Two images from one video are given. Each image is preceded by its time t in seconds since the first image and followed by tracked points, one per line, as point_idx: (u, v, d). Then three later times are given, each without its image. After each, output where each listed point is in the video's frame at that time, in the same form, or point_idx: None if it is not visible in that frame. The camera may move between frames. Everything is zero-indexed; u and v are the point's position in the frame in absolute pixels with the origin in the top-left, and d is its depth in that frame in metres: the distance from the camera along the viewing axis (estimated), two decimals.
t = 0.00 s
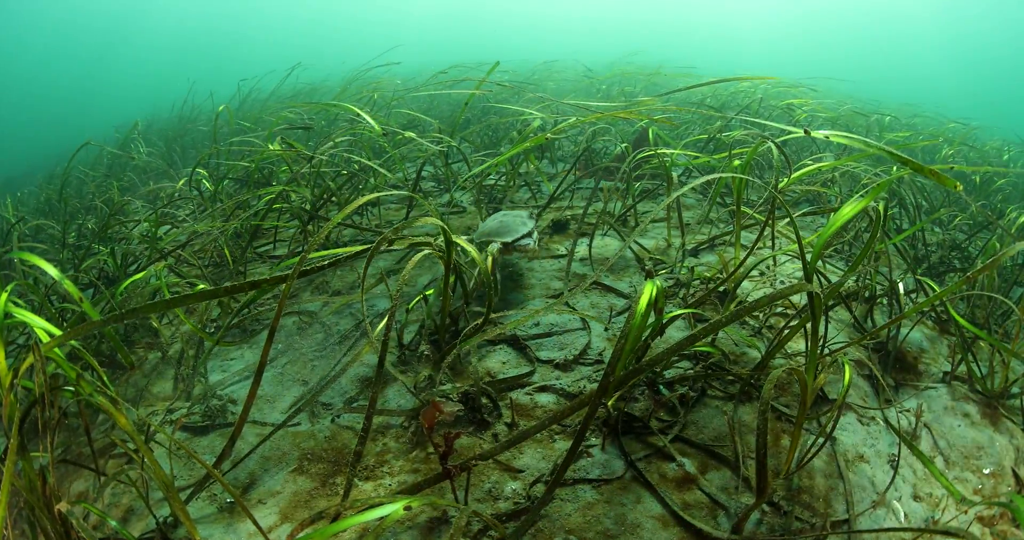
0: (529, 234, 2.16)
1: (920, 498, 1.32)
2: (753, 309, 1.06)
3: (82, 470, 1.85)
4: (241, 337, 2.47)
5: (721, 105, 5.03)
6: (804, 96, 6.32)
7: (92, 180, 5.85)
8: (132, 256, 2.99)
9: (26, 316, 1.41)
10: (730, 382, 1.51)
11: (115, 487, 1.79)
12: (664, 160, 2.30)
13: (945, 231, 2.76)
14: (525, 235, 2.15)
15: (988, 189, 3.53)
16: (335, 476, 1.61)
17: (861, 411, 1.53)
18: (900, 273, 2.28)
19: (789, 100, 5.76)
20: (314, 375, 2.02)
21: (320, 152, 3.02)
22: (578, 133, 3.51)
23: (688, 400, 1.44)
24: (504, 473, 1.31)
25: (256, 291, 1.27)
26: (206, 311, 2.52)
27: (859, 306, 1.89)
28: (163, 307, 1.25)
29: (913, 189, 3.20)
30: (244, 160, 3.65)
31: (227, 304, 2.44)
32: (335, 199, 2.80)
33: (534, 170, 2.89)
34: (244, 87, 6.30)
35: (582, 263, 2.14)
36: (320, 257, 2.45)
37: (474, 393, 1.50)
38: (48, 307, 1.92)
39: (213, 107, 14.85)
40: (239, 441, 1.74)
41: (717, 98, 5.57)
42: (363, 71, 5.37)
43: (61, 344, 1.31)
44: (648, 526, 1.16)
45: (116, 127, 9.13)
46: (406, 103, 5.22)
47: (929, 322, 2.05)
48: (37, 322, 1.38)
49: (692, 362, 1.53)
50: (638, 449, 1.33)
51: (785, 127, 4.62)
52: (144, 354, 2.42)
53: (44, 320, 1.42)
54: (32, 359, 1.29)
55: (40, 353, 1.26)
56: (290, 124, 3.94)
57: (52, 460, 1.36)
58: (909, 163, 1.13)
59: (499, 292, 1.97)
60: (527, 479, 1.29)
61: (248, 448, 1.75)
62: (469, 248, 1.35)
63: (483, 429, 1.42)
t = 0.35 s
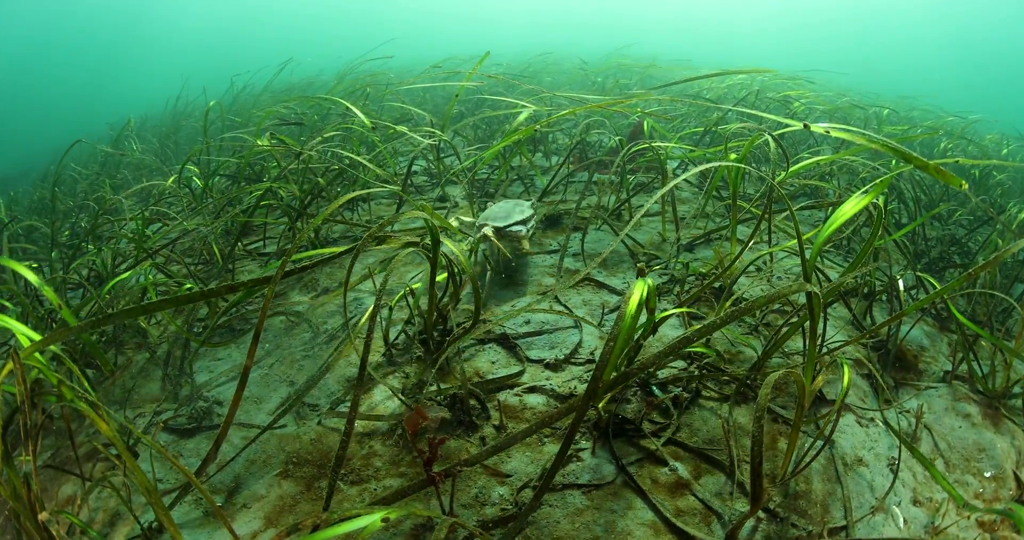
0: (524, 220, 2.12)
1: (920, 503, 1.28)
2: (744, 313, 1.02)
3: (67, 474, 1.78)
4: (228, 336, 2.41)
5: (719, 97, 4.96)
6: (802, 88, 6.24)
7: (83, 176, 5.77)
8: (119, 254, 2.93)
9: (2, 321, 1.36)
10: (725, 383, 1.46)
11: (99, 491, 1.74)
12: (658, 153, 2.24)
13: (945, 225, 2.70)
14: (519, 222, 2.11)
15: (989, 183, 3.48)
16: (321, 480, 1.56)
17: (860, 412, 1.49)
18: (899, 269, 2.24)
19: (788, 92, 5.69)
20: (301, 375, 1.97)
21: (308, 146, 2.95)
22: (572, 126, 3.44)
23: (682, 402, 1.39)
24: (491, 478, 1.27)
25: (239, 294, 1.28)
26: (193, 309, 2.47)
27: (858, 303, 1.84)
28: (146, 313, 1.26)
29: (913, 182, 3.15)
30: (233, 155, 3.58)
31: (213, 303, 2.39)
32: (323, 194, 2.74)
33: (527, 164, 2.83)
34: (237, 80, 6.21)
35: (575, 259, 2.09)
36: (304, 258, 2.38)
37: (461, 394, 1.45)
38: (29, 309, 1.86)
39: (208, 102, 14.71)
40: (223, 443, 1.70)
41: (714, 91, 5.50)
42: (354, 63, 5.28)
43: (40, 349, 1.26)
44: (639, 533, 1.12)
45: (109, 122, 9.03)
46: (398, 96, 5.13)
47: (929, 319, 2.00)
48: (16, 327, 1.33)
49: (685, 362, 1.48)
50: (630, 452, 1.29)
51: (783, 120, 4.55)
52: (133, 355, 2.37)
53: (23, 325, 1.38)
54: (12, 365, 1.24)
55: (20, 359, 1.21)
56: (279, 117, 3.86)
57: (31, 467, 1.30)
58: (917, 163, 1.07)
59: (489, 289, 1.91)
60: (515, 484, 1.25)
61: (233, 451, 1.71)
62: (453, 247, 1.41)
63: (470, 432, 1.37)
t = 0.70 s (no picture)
0: (519, 225, 2.08)
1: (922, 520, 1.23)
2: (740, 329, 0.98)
3: (47, 489, 1.73)
4: (216, 345, 2.36)
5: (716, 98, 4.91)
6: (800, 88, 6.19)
7: (76, 180, 5.72)
8: (106, 261, 2.88)
9: None
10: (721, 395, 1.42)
11: (80, 506, 1.69)
12: (654, 157, 2.19)
13: (946, 228, 2.66)
14: (514, 227, 2.08)
15: (989, 184, 3.43)
16: (305, 495, 1.52)
17: (861, 424, 1.44)
18: (899, 274, 2.19)
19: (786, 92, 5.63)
20: (287, 387, 1.92)
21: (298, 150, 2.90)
22: (567, 129, 3.39)
23: (676, 415, 1.35)
24: (478, 496, 1.22)
25: (216, 307, 1.21)
26: (180, 318, 2.42)
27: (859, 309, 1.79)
28: (119, 325, 1.16)
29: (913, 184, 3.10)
30: (224, 160, 3.53)
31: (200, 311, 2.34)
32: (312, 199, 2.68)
33: (520, 168, 2.78)
34: (231, 83, 6.16)
35: (568, 265, 2.04)
36: (291, 266, 2.32)
37: (448, 408, 1.40)
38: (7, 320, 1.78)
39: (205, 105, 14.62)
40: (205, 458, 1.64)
41: (712, 92, 5.45)
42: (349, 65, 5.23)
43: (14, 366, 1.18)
44: None
45: (104, 126, 8.97)
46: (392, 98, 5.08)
47: (930, 326, 1.95)
48: None
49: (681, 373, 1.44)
50: (622, 469, 1.24)
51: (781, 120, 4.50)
52: (119, 365, 2.32)
53: None
54: None
55: None
56: (271, 121, 3.81)
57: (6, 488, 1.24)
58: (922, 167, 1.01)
59: (479, 297, 1.86)
60: (502, 503, 1.20)
61: (216, 466, 1.66)
62: (444, 263, 1.30)
63: (457, 448, 1.32)
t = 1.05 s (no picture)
0: (522, 211, 2.12)
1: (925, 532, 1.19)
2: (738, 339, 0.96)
3: (30, 500, 1.69)
4: (205, 350, 2.31)
5: (714, 96, 4.86)
6: (799, 86, 6.14)
7: (68, 181, 5.66)
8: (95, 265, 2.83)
9: None
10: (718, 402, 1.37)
11: (65, 517, 1.66)
12: (649, 156, 2.15)
13: (946, 227, 2.61)
14: (516, 213, 2.12)
15: (990, 183, 3.39)
16: (292, 506, 1.48)
17: (862, 432, 1.40)
18: (900, 274, 2.14)
19: (784, 90, 5.58)
20: (275, 393, 1.89)
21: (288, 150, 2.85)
22: (562, 127, 3.34)
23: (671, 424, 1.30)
24: (467, 509, 1.18)
25: (194, 313, 1.22)
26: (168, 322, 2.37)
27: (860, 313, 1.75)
28: (97, 333, 1.17)
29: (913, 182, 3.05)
30: (215, 160, 3.47)
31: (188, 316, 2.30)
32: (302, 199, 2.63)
33: (514, 167, 2.73)
34: (225, 83, 6.10)
35: (562, 268, 1.99)
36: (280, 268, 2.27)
37: (437, 417, 1.36)
38: None
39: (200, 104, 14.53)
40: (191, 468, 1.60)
41: (710, 89, 5.39)
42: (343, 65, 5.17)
43: None
44: None
45: (98, 126, 8.90)
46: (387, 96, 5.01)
47: (932, 328, 1.91)
48: None
49: (676, 380, 1.39)
50: (616, 480, 1.20)
51: (779, 118, 4.45)
52: (107, 371, 2.28)
53: None
54: None
55: None
56: (262, 120, 3.76)
57: None
58: (930, 175, 0.94)
59: (470, 301, 1.81)
60: (491, 517, 1.16)
61: (202, 475, 1.62)
62: (432, 269, 1.25)
63: (446, 459, 1.28)
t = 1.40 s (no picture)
0: (528, 217, 2.09)
1: None
2: (739, 359, 0.91)
3: (11, 517, 1.64)
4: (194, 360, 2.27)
5: (712, 96, 4.81)
6: (798, 85, 6.09)
7: (61, 185, 5.60)
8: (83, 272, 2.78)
9: None
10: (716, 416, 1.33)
11: (48, 536, 1.61)
12: (647, 159, 2.10)
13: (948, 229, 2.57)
14: (522, 218, 2.08)
15: (992, 184, 3.34)
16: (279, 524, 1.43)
17: (865, 445, 1.36)
18: (903, 279, 2.10)
19: (783, 89, 5.53)
20: (264, 405, 1.84)
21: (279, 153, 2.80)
22: (558, 128, 3.29)
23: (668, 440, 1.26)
24: (455, 531, 1.14)
25: (167, 329, 1.21)
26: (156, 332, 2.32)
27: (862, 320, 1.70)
28: (68, 351, 1.18)
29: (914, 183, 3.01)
30: (206, 164, 3.42)
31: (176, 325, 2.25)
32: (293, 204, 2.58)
33: (509, 170, 2.68)
34: (219, 85, 6.04)
35: (557, 275, 1.95)
36: (270, 276, 2.23)
37: (425, 434, 1.32)
38: None
39: (196, 105, 14.45)
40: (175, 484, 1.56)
41: (708, 89, 5.35)
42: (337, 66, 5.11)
43: None
44: None
45: (94, 128, 8.85)
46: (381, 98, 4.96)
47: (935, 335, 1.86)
48: None
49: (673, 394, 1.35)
50: (610, 500, 1.15)
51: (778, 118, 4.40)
52: (93, 381, 2.22)
53: None
54: None
55: None
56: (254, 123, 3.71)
57: None
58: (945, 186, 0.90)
59: (463, 310, 1.76)
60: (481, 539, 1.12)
61: (188, 491, 1.58)
62: (422, 284, 1.19)
63: (434, 477, 1.24)
